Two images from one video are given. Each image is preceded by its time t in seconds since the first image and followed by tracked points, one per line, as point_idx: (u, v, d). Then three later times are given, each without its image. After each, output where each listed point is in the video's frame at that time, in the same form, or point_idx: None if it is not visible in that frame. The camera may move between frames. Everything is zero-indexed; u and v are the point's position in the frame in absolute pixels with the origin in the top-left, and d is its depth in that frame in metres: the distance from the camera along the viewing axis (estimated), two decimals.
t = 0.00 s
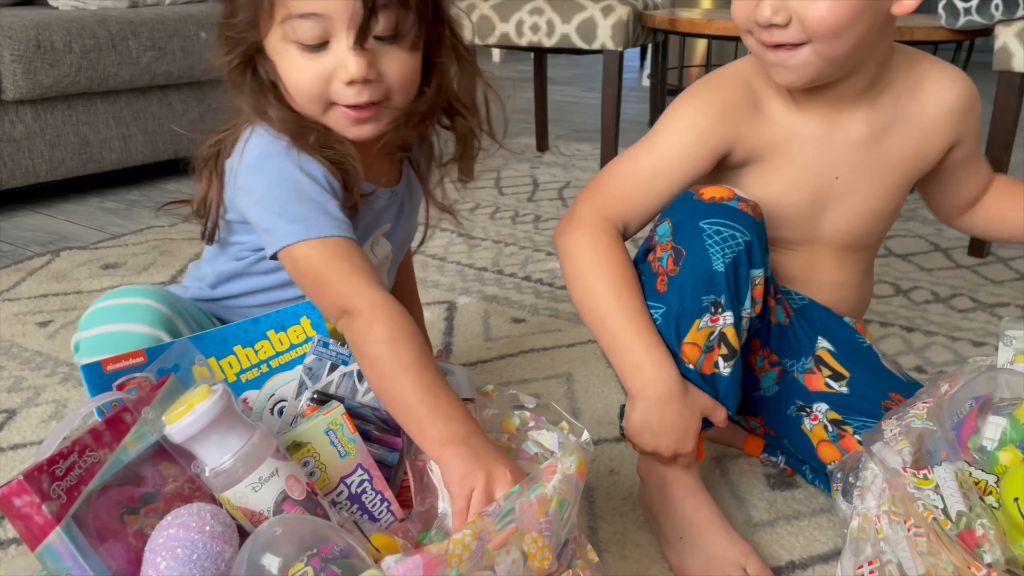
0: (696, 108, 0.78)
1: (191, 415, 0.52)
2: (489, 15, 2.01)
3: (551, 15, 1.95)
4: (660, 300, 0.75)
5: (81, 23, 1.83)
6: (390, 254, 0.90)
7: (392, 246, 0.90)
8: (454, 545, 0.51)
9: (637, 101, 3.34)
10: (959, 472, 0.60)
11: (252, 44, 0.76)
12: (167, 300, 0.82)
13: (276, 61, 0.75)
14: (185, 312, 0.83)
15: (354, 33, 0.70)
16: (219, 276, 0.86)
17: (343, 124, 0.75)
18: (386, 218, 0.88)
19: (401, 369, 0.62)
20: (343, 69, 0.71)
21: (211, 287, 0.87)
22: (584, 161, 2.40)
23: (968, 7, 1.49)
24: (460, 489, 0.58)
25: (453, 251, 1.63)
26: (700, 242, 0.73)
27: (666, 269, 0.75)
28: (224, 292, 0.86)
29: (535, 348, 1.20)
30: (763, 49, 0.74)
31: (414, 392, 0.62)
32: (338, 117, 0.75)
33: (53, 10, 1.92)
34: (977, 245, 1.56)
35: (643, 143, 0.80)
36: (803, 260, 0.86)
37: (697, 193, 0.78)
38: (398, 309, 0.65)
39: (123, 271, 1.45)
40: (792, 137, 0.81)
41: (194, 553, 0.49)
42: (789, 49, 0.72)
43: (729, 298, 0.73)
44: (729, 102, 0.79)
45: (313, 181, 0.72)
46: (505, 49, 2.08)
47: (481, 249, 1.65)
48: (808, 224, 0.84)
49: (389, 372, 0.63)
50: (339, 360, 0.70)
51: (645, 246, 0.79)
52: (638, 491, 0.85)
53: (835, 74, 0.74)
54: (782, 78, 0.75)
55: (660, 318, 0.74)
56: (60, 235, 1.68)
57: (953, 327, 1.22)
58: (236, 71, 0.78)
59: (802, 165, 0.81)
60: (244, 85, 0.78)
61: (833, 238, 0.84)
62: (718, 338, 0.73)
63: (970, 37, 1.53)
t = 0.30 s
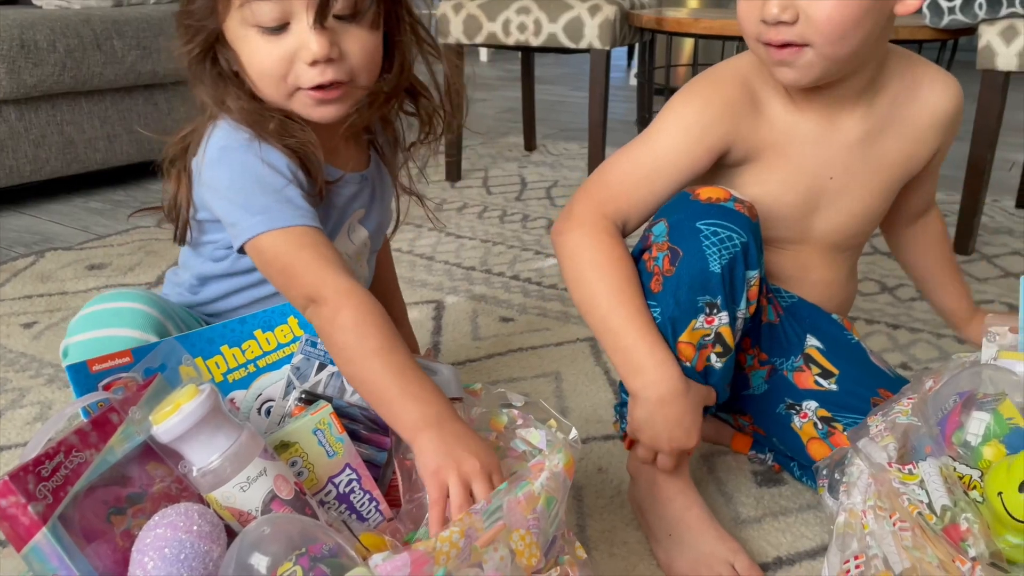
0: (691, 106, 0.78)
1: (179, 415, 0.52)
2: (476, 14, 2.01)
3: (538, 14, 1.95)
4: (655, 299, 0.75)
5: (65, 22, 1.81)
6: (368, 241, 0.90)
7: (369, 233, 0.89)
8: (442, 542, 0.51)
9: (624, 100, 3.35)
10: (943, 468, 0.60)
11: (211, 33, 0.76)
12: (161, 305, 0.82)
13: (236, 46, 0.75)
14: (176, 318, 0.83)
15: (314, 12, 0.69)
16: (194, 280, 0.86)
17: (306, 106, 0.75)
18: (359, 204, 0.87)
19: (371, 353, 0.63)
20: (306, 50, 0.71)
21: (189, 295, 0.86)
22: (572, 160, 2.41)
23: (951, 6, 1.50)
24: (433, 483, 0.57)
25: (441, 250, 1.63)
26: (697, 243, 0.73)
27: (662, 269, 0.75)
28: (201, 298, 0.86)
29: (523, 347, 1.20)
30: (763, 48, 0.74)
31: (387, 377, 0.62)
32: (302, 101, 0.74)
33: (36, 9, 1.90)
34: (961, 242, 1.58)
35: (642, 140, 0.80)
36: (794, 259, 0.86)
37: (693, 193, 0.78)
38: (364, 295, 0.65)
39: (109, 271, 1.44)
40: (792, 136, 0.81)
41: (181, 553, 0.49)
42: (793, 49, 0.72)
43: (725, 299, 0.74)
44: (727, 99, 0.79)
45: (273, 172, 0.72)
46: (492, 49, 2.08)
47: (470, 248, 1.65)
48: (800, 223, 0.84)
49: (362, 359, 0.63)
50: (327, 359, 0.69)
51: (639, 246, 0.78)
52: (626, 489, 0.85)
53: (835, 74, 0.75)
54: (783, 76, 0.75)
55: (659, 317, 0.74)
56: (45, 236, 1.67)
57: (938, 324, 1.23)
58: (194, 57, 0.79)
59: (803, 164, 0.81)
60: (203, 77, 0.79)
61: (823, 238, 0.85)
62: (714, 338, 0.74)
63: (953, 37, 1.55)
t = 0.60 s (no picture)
0: (699, 102, 0.79)
1: (156, 422, 0.51)
2: (458, 15, 2.01)
3: (520, 15, 1.95)
4: (633, 302, 0.75)
5: (43, 24, 1.79)
6: (344, 234, 0.88)
7: (344, 224, 0.87)
8: (422, 547, 0.51)
9: (607, 100, 3.35)
10: (925, 467, 0.60)
11: (172, 16, 0.74)
12: (158, 312, 0.81)
13: (197, 29, 0.73)
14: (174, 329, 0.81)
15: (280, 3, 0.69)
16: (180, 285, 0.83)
17: (268, 95, 0.74)
18: (329, 197, 0.85)
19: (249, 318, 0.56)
20: (271, 39, 0.70)
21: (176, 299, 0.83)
22: (555, 160, 2.40)
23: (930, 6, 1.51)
24: (299, 466, 0.50)
25: (424, 252, 1.62)
26: (674, 248, 0.73)
27: (640, 273, 0.75)
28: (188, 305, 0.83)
29: (507, 348, 1.19)
30: (768, 49, 0.75)
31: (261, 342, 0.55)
32: (264, 89, 0.73)
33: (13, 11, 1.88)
34: (941, 240, 1.59)
35: (644, 134, 0.80)
36: (785, 256, 0.86)
37: (673, 195, 0.78)
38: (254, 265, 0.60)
39: (88, 276, 1.43)
40: (793, 135, 0.81)
41: (160, 562, 0.49)
42: (797, 50, 0.73)
43: (699, 303, 0.74)
44: (734, 97, 0.79)
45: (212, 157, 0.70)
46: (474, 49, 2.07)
47: (453, 249, 1.64)
48: (789, 220, 0.84)
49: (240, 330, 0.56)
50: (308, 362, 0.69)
51: (620, 249, 0.79)
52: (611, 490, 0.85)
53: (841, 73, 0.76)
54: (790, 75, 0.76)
55: (630, 323, 0.75)
56: (23, 241, 1.65)
57: (919, 322, 1.23)
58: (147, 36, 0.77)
59: (803, 163, 0.82)
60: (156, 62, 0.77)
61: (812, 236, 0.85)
62: (684, 345, 0.74)
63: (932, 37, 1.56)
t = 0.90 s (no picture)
0: (675, 103, 0.80)
1: (122, 441, 0.51)
2: (431, 20, 2.00)
3: (493, 21, 1.95)
4: (625, 314, 0.74)
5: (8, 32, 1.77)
6: (307, 249, 0.87)
7: (307, 239, 0.87)
8: (392, 565, 0.50)
9: (582, 104, 3.37)
10: (893, 471, 0.61)
11: (133, 27, 0.72)
12: (114, 332, 0.79)
13: (158, 44, 0.71)
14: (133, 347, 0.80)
15: (255, 21, 0.69)
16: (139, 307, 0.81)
17: (231, 114, 0.72)
18: (291, 214, 0.84)
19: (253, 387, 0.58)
20: (241, 55, 0.69)
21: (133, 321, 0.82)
22: (531, 165, 2.41)
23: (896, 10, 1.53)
24: (296, 531, 0.53)
25: (399, 259, 1.61)
26: (666, 260, 0.74)
27: (632, 286, 0.75)
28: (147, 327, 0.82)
29: (483, 356, 1.19)
30: (752, 48, 0.77)
31: (267, 414, 0.57)
32: (227, 107, 0.72)
33: None
34: (911, 241, 1.61)
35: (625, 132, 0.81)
36: (761, 258, 0.87)
37: (660, 209, 0.79)
38: (258, 320, 0.61)
39: (57, 287, 1.41)
40: (771, 135, 0.82)
41: None
42: (780, 46, 0.75)
43: (694, 316, 0.73)
44: (713, 100, 0.80)
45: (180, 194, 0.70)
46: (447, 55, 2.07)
47: (428, 256, 1.64)
48: (765, 222, 0.85)
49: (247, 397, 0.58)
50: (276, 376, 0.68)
51: (609, 262, 0.79)
52: (587, 498, 0.85)
53: (827, 71, 0.77)
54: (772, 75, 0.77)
55: (621, 331, 0.74)
56: None
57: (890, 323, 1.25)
58: (102, 49, 0.74)
59: (781, 166, 0.83)
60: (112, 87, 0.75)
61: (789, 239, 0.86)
62: (684, 355, 0.71)
63: (900, 40, 1.58)
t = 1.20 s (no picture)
0: (673, 101, 0.80)
1: (99, 456, 0.51)
2: (410, 29, 2.01)
3: (473, 29, 1.96)
4: (634, 322, 0.74)
5: None
6: (292, 259, 0.87)
7: (292, 250, 0.87)
8: None
9: (563, 111, 3.38)
10: (867, 475, 0.62)
11: (116, 37, 0.72)
12: (93, 345, 0.78)
13: (140, 56, 0.71)
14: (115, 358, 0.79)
15: (239, 27, 0.69)
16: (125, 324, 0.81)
17: (220, 123, 0.72)
18: (276, 225, 0.84)
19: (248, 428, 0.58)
20: (226, 62, 0.69)
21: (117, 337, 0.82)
22: (512, 171, 2.41)
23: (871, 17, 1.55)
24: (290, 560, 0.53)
25: (381, 267, 1.61)
26: (681, 271, 0.73)
27: (643, 294, 0.75)
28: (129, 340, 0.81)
29: (465, 363, 1.19)
30: (734, 52, 0.78)
31: (263, 454, 0.57)
32: (214, 116, 0.72)
33: None
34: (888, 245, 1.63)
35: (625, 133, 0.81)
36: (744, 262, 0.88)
37: (671, 217, 0.78)
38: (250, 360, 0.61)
39: (35, 299, 1.40)
40: (757, 139, 0.83)
41: None
42: (760, 51, 0.76)
43: (702, 327, 0.74)
44: (707, 101, 0.81)
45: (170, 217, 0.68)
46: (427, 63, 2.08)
47: (410, 264, 1.64)
48: (746, 226, 0.86)
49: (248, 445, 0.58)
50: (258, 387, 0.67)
51: (617, 267, 0.78)
52: (568, 504, 0.85)
53: (808, 74, 0.79)
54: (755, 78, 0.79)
55: (627, 342, 0.74)
56: None
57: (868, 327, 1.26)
58: (83, 60, 0.74)
59: (770, 165, 0.84)
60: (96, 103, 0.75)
61: (771, 242, 0.87)
62: (685, 369, 0.74)
63: (874, 47, 1.60)
